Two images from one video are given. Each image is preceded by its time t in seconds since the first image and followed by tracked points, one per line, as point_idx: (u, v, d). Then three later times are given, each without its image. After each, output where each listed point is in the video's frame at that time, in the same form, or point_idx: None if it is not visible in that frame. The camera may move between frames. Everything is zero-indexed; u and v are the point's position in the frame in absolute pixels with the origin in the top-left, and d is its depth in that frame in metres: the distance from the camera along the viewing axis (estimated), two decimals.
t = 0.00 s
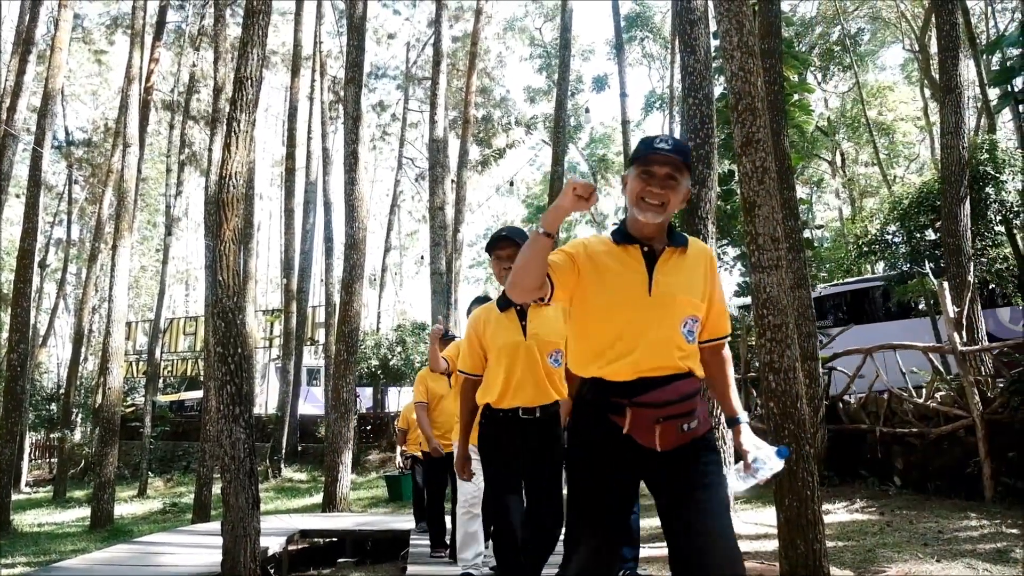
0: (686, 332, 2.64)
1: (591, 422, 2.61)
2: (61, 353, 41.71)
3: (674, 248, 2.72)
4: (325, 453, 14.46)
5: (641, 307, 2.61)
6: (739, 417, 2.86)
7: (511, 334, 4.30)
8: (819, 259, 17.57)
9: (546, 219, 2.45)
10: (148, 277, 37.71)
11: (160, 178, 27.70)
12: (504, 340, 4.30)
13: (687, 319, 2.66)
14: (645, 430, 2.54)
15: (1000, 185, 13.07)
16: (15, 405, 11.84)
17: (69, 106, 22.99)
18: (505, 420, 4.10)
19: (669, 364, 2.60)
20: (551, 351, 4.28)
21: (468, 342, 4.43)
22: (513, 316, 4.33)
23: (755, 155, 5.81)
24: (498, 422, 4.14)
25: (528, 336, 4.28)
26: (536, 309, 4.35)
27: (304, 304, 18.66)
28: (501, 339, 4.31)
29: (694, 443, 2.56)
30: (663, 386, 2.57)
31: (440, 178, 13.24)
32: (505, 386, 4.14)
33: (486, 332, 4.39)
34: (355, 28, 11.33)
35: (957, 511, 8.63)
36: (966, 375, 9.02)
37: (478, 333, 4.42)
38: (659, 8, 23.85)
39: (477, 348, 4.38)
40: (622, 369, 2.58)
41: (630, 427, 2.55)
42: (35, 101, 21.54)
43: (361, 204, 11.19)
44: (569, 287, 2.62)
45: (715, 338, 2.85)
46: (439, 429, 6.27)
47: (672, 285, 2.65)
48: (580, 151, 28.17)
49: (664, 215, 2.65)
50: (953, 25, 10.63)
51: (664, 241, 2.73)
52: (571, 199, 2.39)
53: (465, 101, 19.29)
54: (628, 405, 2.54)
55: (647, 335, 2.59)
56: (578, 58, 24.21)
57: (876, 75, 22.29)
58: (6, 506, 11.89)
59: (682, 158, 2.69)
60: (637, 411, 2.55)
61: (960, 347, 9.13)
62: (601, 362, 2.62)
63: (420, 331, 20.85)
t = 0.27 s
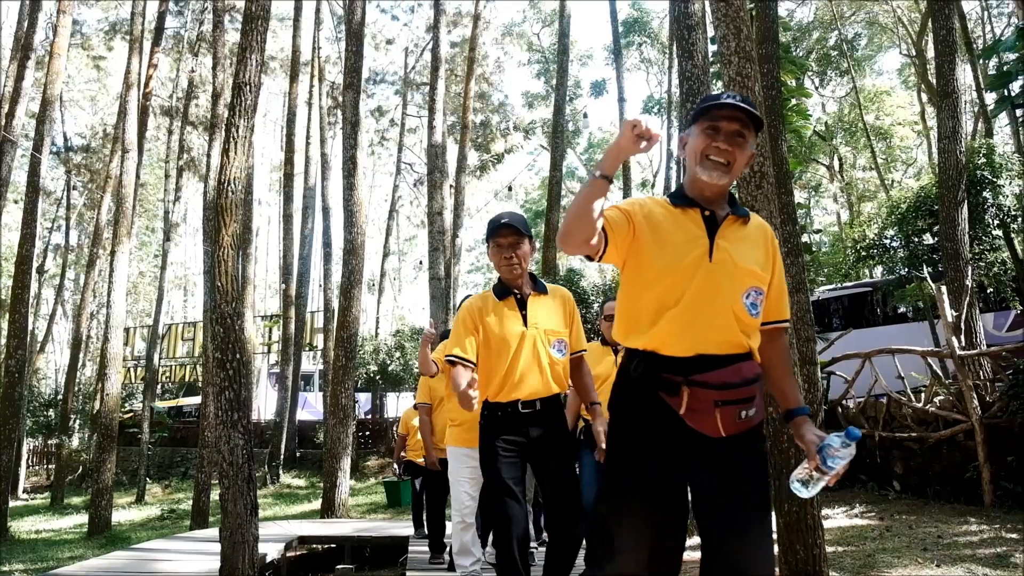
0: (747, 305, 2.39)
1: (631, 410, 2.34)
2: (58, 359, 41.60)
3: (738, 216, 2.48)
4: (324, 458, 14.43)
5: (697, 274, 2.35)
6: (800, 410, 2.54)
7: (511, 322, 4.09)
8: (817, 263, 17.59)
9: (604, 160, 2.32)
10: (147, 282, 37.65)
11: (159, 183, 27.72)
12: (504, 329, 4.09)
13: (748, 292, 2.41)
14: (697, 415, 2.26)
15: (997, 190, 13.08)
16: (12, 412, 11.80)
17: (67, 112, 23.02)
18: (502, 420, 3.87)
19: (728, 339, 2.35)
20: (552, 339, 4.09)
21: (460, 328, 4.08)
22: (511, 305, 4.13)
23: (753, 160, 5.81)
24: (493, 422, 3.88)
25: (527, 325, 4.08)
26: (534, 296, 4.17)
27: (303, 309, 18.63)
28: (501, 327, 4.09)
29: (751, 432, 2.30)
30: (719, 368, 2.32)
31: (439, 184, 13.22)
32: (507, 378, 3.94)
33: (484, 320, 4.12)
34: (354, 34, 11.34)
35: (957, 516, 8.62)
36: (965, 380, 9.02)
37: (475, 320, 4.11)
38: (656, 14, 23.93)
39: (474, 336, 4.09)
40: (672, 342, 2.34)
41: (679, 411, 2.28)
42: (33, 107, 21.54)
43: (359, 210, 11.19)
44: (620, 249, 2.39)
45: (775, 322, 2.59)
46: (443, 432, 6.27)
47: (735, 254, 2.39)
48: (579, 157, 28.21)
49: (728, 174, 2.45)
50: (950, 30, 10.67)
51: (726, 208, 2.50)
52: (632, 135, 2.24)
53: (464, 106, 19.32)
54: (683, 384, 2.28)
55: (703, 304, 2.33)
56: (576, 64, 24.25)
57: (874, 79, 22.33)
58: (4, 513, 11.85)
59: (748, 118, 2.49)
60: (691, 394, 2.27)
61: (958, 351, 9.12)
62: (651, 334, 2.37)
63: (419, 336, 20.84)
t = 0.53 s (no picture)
0: (791, 293, 2.37)
1: (671, 410, 2.27)
2: (58, 357, 41.58)
3: (773, 198, 2.48)
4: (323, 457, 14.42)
5: (740, 259, 2.33)
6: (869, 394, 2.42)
7: (524, 311, 4.05)
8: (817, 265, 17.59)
9: (631, 153, 2.27)
10: (147, 281, 37.67)
11: (159, 182, 27.72)
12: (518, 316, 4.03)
13: (792, 279, 2.39)
14: (743, 414, 2.19)
15: (997, 192, 13.10)
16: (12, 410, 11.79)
17: (67, 110, 23.00)
18: (511, 419, 3.82)
19: (775, 329, 2.31)
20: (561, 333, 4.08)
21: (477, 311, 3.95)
22: (524, 293, 4.09)
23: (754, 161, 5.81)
24: (501, 421, 3.83)
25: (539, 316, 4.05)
26: (546, 289, 4.14)
27: (302, 309, 18.63)
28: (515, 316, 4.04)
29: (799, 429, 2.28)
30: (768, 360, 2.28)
31: (439, 183, 13.21)
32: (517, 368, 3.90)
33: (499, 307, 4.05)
34: (355, 33, 11.33)
35: (956, 517, 8.63)
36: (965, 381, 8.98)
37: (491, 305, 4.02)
38: (657, 14, 23.93)
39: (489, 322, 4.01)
40: (720, 338, 2.26)
41: (723, 410, 2.21)
42: (34, 105, 21.54)
43: (360, 209, 11.18)
44: (656, 240, 2.37)
45: (825, 306, 2.55)
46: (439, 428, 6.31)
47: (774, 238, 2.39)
48: (579, 157, 28.23)
49: (763, 151, 2.43)
50: (951, 32, 10.68)
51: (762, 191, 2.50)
52: (659, 123, 2.22)
53: (465, 106, 19.31)
54: (731, 378, 2.19)
55: (748, 295, 2.30)
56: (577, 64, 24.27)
57: (875, 81, 22.33)
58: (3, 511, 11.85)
59: (779, 86, 2.45)
60: (737, 391, 2.18)
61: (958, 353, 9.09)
62: (694, 327, 2.30)
63: (418, 335, 20.84)
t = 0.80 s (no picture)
0: (836, 282, 2.15)
1: (728, 421, 1.99)
2: (57, 358, 41.55)
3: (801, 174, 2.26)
4: (323, 459, 14.42)
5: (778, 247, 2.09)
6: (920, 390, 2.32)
7: (554, 307, 3.81)
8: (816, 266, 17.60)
9: (632, 147, 2.11)
10: (146, 282, 37.67)
11: (158, 183, 27.72)
12: (547, 311, 3.80)
13: (836, 267, 2.17)
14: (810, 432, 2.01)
15: (996, 193, 13.13)
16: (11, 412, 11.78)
17: (67, 111, 22.99)
18: (532, 422, 3.58)
19: (825, 321, 2.10)
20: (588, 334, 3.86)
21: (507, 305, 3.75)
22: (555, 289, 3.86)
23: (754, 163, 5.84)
24: (523, 423, 3.59)
25: (571, 314, 3.83)
26: (578, 288, 3.92)
27: (301, 310, 18.63)
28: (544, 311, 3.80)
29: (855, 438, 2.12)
30: (828, 364, 2.06)
31: (439, 185, 13.21)
32: (548, 367, 3.67)
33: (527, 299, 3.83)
34: (354, 35, 11.35)
35: (955, 519, 8.62)
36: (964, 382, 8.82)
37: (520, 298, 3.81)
38: (657, 16, 23.99)
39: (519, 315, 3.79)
40: (777, 344, 2.01)
41: (789, 427, 2.01)
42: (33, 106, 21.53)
43: (359, 211, 11.18)
44: (674, 234, 2.14)
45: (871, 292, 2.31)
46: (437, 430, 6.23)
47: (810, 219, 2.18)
48: (579, 158, 28.26)
49: (783, 123, 2.22)
50: (950, 33, 10.69)
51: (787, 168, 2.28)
52: (662, 112, 2.06)
53: (464, 107, 19.32)
54: (798, 389, 1.98)
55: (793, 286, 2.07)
56: (577, 65, 24.30)
57: (874, 82, 22.35)
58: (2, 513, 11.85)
59: (789, 48, 2.24)
60: (804, 404, 1.99)
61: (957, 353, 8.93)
62: (735, 328, 2.05)
63: (418, 337, 20.84)
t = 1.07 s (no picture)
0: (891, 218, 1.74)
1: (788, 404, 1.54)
2: (55, 364, 41.54)
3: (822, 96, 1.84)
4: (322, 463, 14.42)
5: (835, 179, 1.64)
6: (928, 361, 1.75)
7: (583, 293, 3.49)
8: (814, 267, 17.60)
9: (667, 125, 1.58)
10: (144, 288, 37.67)
11: (156, 188, 27.75)
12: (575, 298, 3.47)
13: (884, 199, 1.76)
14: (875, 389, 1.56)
15: (993, 193, 13.16)
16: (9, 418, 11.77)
17: (64, 117, 22.99)
18: (565, 413, 3.25)
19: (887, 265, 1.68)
20: (624, 319, 3.49)
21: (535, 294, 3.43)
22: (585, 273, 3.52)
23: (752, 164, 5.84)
24: (555, 418, 3.26)
25: (603, 299, 3.49)
26: (609, 271, 3.57)
27: (300, 314, 18.63)
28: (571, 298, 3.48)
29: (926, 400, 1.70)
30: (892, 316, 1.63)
31: (436, 188, 13.22)
32: (583, 357, 3.36)
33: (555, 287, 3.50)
34: (352, 40, 11.38)
35: (955, 519, 8.60)
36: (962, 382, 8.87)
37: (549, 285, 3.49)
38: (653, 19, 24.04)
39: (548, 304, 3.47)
40: (835, 289, 1.58)
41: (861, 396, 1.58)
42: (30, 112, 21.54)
43: (357, 215, 11.18)
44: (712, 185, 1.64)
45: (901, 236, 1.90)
46: (433, 432, 6.08)
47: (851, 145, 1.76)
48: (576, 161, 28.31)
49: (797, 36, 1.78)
50: (945, 34, 10.71)
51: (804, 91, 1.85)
52: (697, 65, 1.57)
53: (462, 111, 19.36)
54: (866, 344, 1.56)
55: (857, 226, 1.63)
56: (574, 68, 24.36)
57: (870, 83, 22.41)
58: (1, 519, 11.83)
59: None
60: (876, 360, 1.56)
61: (955, 353, 8.97)
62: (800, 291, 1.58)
63: (417, 341, 20.85)
